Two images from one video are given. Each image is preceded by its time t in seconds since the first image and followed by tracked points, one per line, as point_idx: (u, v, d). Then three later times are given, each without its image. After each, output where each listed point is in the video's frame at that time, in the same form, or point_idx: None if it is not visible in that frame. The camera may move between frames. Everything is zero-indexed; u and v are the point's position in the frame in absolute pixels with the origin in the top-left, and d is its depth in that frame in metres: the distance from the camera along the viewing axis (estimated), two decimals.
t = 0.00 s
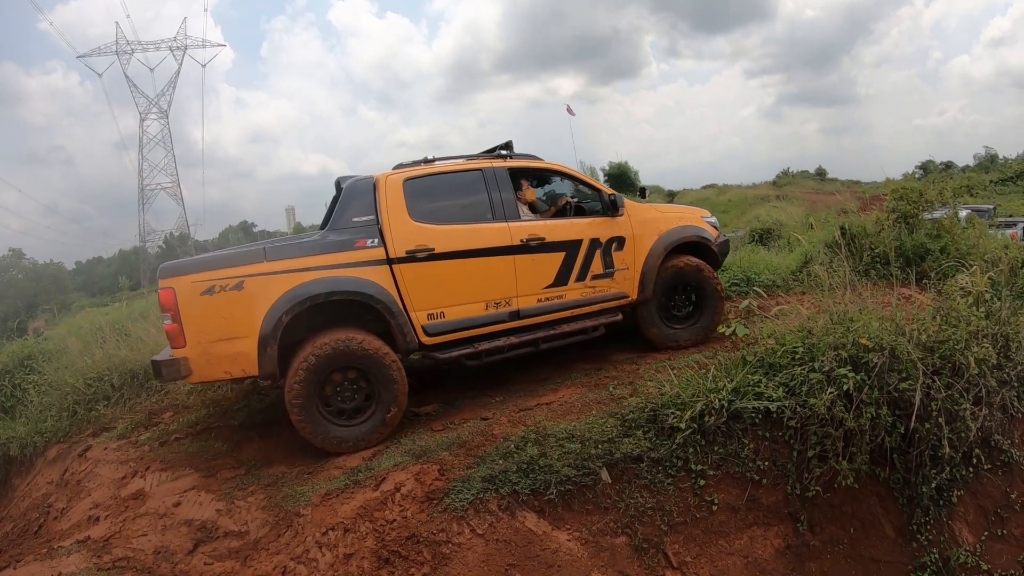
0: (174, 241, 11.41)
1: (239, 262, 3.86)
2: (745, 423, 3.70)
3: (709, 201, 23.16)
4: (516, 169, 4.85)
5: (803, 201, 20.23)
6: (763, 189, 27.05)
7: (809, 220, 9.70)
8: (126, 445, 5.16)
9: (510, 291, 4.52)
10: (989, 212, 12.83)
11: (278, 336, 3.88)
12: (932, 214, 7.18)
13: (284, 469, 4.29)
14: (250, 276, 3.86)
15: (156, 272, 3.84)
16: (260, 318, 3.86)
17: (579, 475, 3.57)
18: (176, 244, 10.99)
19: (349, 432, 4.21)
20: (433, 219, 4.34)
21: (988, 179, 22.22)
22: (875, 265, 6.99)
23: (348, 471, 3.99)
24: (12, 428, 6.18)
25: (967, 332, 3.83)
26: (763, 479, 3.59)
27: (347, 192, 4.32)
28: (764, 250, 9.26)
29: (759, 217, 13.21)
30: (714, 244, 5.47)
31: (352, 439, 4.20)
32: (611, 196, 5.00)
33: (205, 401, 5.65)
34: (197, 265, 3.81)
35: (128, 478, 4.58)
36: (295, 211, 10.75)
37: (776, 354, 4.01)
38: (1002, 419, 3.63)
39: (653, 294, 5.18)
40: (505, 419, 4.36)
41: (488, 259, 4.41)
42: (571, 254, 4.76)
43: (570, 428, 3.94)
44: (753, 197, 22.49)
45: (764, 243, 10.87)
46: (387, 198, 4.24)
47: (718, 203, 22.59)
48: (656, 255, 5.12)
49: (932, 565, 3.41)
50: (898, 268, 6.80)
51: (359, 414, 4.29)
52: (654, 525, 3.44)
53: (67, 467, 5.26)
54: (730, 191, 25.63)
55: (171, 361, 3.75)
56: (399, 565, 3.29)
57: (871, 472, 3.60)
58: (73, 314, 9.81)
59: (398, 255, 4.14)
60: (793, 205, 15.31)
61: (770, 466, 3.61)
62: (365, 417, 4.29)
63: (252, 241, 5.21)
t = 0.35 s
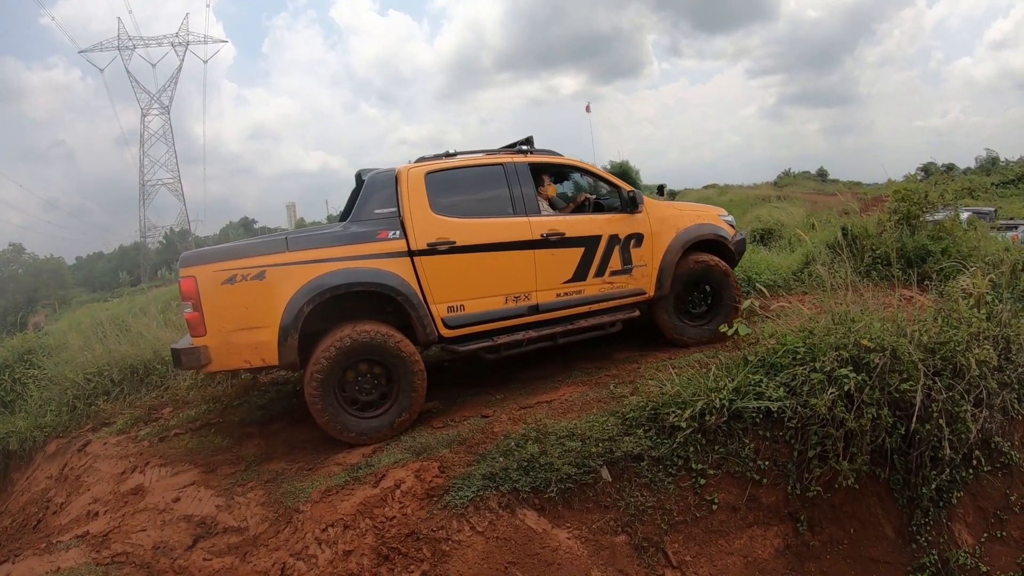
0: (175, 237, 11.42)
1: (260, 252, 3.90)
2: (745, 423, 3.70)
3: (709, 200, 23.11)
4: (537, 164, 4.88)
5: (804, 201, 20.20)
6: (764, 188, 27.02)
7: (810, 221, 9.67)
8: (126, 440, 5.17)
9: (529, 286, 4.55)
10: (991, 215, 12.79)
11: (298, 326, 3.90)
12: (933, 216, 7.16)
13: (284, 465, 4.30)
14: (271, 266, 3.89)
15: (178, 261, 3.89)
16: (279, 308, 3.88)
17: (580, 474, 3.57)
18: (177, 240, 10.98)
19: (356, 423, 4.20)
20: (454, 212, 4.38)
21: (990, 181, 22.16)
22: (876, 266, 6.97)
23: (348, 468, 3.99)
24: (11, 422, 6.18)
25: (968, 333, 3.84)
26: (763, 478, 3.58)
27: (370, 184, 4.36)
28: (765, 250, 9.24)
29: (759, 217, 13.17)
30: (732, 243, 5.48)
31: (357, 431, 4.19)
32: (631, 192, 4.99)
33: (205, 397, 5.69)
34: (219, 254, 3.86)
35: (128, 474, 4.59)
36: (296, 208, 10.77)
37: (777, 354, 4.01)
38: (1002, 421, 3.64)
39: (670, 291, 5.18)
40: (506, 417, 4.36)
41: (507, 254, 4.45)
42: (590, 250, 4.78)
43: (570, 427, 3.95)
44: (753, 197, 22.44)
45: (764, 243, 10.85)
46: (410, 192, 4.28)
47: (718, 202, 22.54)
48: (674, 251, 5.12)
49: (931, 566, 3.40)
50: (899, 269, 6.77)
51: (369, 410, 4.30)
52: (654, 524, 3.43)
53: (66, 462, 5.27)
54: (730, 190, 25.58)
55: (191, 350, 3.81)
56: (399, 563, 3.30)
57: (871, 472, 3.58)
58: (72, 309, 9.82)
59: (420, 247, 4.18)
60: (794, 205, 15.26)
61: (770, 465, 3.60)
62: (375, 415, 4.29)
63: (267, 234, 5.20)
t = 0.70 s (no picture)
0: (172, 233, 11.41)
1: (272, 245, 3.94)
2: (737, 425, 3.72)
3: (707, 201, 23.09)
4: (548, 163, 4.89)
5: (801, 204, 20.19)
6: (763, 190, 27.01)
7: (806, 223, 9.66)
8: (120, 435, 5.17)
9: (537, 283, 4.58)
10: (987, 219, 12.76)
11: (309, 319, 3.95)
12: (929, 220, 7.13)
13: (276, 462, 4.30)
14: (282, 259, 3.94)
15: (190, 253, 3.92)
16: (290, 301, 3.94)
17: (570, 474, 3.58)
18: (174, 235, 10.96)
19: (354, 411, 4.20)
20: (464, 209, 4.42)
21: (987, 186, 22.17)
22: (871, 269, 6.90)
23: (340, 466, 4.00)
24: (5, 416, 6.18)
25: (960, 338, 3.80)
26: (754, 480, 3.59)
27: (382, 179, 4.40)
28: (761, 252, 9.22)
29: (755, 220, 13.17)
30: (739, 244, 5.48)
31: (353, 421, 4.19)
32: (640, 192, 5.00)
33: (199, 393, 5.75)
34: (231, 247, 3.90)
35: (121, 469, 4.60)
36: (293, 206, 10.78)
37: (769, 356, 4.03)
38: (994, 425, 3.65)
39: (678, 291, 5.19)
40: (498, 416, 4.36)
41: (516, 250, 4.47)
42: (599, 248, 4.80)
43: (561, 427, 3.95)
44: (751, 199, 22.43)
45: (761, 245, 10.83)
46: (421, 188, 4.32)
47: (716, 204, 22.52)
48: (682, 251, 5.13)
49: (921, 569, 3.43)
50: (893, 273, 6.68)
51: (369, 404, 4.30)
52: (644, 524, 3.44)
53: (61, 456, 5.27)
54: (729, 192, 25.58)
55: (202, 341, 3.84)
56: (389, 560, 3.29)
57: (862, 475, 3.59)
58: (67, 305, 9.80)
59: (430, 243, 4.23)
60: (791, 208, 15.24)
61: (761, 467, 3.62)
62: (374, 411, 4.28)
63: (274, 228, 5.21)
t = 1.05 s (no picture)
0: (159, 235, 11.33)
1: (271, 247, 3.93)
2: (720, 431, 3.73)
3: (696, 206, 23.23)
4: (545, 168, 4.90)
5: (789, 210, 20.36)
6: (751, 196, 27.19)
7: (791, 230, 9.75)
8: (105, 439, 5.13)
9: (534, 288, 4.60)
10: (971, 226, 12.87)
11: (307, 322, 3.96)
12: (913, 227, 7.18)
13: (261, 466, 4.28)
14: (281, 262, 3.93)
15: (188, 254, 3.90)
16: (290, 303, 3.94)
17: (552, 479, 3.58)
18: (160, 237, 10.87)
19: (344, 408, 4.17)
20: (462, 214, 4.43)
21: (972, 194, 22.43)
22: (854, 276, 6.96)
23: (324, 471, 3.97)
24: None
25: (942, 344, 3.86)
26: (737, 486, 3.62)
27: (380, 183, 4.39)
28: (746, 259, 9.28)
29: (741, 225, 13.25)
30: (733, 250, 5.52)
31: (342, 417, 4.15)
32: (637, 198, 5.04)
33: (184, 397, 5.73)
34: (229, 249, 3.88)
35: (106, 473, 4.56)
36: (280, 208, 10.70)
37: (752, 362, 4.04)
38: (976, 431, 3.67)
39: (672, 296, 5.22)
40: (482, 421, 4.34)
41: (514, 255, 4.49)
42: (595, 253, 4.82)
43: (545, 432, 3.95)
44: (739, 204, 22.57)
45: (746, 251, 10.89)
46: (419, 193, 4.33)
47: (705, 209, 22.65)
48: (677, 257, 5.17)
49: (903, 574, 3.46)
50: (877, 279, 6.73)
51: (359, 403, 4.27)
52: (627, 530, 3.46)
53: (45, 460, 5.22)
54: (717, 197, 25.74)
55: (200, 343, 3.83)
56: (373, 565, 3.29)
57: (844, 481, 3.63)
58: (50, 306, 9.67)
59: (427, 247, 4.24)
60: (777, 214, 15.35)
61: (744, 473, 3.64)
62: (363, 412, 4.25)
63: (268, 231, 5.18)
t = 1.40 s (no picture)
0: (148, 240, 11.28)
1: (275, 252, 3.96)
2: (707, 437, 3.73)
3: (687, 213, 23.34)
4: (547, 175, 4.94)
5: (777, 218, 20.53)
6: (743, 202, 27.33)
7: (779, 237, 9.82)
8: (94, 443, 5.11)
9: (535, 293, 4.62)
10: (959, 233, 13.01)
11: (310, 325, 3.97)
12: (900, 234, 7.24)
13: (249, 472, 4.26)
14: (286, 265, 3.94)
15: (193, 258, 3.93)
16: (293, 306, 3.95)
17: (540, 485, 3.57)
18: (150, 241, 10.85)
19: (341, 403, 4.15)
20: (464, 219, 4.46)
21: (961, 202, 22.67)
22: (842, 283, 6.92)
23: (312, 476, 3.97)
24: None
25: (928, 350, 3.87)
26: (724, 491, 3.63)
27: (383, 189, 4.43)
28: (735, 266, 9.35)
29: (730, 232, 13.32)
30: (733, 257, 5.56)
31: (336, 411, 4.13)
32: (637, 204, 5.07)
33: (173, 403, 5.72)
34: (234, 252, 3.90)
35: (94, 478, 4.54)
36: (269, 212, 10.69)
37: (739, 368, 4.04)
38: (963, 436, 3.71)
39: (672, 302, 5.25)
40: (470, 427, 4.32)
41: (515, 261, 4.52)
42: (596, 259, 4.85)
43: (533, 438, 3.97)
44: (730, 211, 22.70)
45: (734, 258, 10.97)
46: (422, 198, 4.36)
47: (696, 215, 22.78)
48: (678, 263, 5.20)
49: None
50: (864, 286, 6.72)
51: (354, 403, 4.26)
52: (615, 535, 3.46)
53: (33, 464, 5.19)
54: (709, 204, 25.87)
55: (204, 345, 3.84)
56: (362, 570, 3.28)
57: (831, 486, 3.65)
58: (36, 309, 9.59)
59: (430, 252, 4.25)
60: (765, 221, 15.44)
61: (731, 479, 3.65)
62: (357, 412, 4.24)
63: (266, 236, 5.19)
